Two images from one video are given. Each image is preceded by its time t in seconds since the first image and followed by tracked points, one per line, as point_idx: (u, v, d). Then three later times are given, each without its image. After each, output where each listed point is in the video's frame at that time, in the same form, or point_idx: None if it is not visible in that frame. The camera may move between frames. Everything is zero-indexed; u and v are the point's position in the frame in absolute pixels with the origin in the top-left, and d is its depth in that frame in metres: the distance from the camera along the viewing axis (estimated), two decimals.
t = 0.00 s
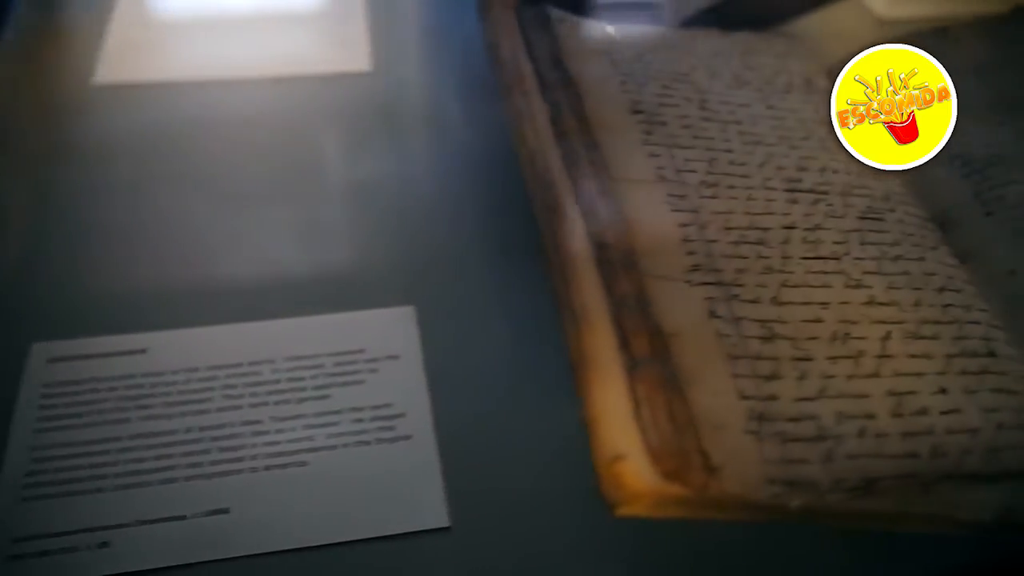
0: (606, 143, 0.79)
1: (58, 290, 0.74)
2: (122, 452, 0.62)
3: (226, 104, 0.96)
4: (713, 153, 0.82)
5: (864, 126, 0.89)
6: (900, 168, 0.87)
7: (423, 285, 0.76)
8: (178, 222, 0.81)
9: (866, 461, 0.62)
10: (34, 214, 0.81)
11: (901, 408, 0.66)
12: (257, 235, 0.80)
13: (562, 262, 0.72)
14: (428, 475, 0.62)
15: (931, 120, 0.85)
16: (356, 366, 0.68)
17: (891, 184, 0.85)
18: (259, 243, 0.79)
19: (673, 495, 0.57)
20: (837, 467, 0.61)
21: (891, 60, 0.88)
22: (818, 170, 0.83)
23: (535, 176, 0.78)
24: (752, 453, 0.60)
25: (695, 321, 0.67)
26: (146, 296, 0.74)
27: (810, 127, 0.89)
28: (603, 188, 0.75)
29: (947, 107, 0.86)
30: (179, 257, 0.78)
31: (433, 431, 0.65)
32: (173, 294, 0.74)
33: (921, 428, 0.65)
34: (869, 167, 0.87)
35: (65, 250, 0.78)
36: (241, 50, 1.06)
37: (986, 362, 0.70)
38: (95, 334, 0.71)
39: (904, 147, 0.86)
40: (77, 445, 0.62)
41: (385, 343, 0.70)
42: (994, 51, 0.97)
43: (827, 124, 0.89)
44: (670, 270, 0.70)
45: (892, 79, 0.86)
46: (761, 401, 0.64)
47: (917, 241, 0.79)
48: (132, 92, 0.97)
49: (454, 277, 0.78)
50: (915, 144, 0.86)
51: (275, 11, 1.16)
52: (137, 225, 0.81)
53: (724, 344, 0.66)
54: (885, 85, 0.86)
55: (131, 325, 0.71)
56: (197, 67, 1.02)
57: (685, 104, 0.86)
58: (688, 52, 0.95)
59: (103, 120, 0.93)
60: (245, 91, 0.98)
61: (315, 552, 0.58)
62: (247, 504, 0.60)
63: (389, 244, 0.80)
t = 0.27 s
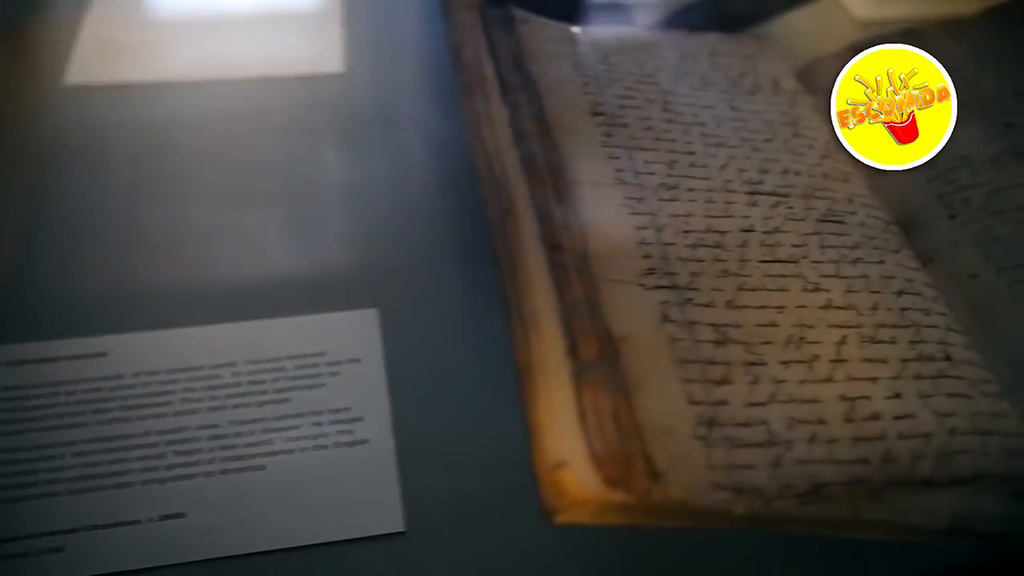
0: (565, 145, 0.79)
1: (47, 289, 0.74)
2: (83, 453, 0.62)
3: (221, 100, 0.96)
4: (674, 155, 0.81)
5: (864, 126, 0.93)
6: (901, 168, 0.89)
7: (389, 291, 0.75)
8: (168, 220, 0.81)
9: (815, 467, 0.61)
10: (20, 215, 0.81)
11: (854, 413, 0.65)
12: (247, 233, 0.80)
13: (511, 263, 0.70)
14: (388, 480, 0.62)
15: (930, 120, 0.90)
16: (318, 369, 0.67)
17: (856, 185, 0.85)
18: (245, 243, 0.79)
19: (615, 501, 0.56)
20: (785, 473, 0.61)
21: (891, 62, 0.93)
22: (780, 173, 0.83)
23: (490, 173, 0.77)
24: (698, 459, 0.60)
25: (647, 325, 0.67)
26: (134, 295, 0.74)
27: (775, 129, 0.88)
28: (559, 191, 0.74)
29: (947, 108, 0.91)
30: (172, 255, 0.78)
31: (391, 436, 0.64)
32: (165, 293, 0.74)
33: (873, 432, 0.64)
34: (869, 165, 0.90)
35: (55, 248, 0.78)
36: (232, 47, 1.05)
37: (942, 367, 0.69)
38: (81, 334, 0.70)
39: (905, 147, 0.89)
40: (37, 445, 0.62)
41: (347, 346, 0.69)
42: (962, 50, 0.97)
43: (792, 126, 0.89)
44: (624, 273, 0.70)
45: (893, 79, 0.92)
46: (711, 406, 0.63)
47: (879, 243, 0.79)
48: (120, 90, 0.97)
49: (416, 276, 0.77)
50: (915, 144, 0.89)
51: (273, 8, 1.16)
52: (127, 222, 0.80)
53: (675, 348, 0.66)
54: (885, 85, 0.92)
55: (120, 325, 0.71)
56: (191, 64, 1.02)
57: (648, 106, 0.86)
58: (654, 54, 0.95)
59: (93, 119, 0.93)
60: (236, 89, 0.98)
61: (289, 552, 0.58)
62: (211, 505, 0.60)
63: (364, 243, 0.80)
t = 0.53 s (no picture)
0: (520, 148, 0.79)
1: (42, 292, 0.75)
2: (47, 456, 0.62)
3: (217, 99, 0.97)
4: (632, 157, 0.81)
5: (863, 126, 0.91)
6: (900, 168, 0.88)
7: (355, 294, 0.77)
8: (164, 221, 0.82)
9: (758, 474, 0.61)
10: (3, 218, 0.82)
11: (800, 419, 0.65)
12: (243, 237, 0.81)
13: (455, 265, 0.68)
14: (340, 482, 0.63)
15: (931, 119, 0.90)
16: (274, 372, 0.68)
17: (816, 187, 0.84)
18: (235, 248, 0.80)
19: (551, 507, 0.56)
20: (728, 480, 0.60)
21: (891, 62, 0.93)
22: (738, 175, 0.82)
23: (439, 172, 0.75)
24: (638, 465, 0.59)
25: (594, 330, 0.66)
26: (131, 296, 0.75)
27: (736, 131, 0.87)
28: (510, 194, 0.74)
29: (947, 107, 0.91)
30: (173, 256, 0.79)
31: (345, 439, 0.65)
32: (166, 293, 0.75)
33: (819, 438, 0.64)
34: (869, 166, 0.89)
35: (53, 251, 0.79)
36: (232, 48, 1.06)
37: (894, 372, 0.69)
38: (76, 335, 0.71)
39: (904, 147, 0.89)
40: (0, 447, 0.63)
41: (305, 350, 0.70)
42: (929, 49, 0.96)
43: (753, 128, 0.89)
44: (573, 277, 0.69)
45: (893, 79, 0.92)
46: (655, 411, 0.63)
47: (836, 246, 0.78)
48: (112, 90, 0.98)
49: (379, 285, 0.78)
50: (915, 144, 0.89)
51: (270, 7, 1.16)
52: (122, 225, 0.82)
53: (621, 353, 0.65)
54: (885, 85, 0.92)
55: (116, 325, 0.72)
56: (190, 65, 1.02)
57: (607, 107, 0.86)
58: (617, 54, 0.94)
59: (88, 121, 0.93)
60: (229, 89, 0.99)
61: (249, 555, 0.59)
62: (170, 506, 0.61)
63: (345, 249, 0.81)
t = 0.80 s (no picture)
0: (483, 150, 0.78)
1: (38, 290, 0.74)
2: (8, 459, 0.62)
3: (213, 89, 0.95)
4: (597, 159, 0.80)
5: (864, 126, 0.91)
6: (900, 168, 0.88)
7: (323, 293, 0.76)
8: (161, 215, 0.81)
9: (711, 479, 0.60)
10: None
11: (757, 423, 0.64)
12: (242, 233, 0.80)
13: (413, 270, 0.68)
14: (308, 481, 0.63)
15: (931, 120, 0.89)
16: (239, 375, 0.68)
17: (784, 189, 0.84)
18: (231, 247, 0.79)
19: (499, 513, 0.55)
20: (681, 484, 0.60)
21: (891, 61, 0.92)
22: (704, 177, 0.82)
23: (402, 176, 0.75)
24: (590, 470, 0.59)
25: (550, 333, 0.66)
26: (130, 296, 0.74)
27: (704, 132, 0.87)
28: (471, 197, 0.74)
29: (947, 107, 0.89)
30: (172, 256, 0.78)
31: (308, 442, 0.65)
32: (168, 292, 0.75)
33: (775, 443, 0.63)
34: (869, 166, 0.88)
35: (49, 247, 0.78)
36: (223, 34, 1.04)
37: (854, 376, 0.69)
38: (72, 334, 0.71)
39: (904, 147, 0.88)
40: None
41: (272, 352, 0.70)
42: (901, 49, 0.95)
43: (722, 129, 0.88)
44: (531, 281, 0.69)
45: (892, 79, 0.91)
46: (609, 415, 0.62)
47: (801, 249, 0.78)
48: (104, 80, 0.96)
49: (355, 282, 0.77)
50: (915, 144, 0.88)
51: None
52: (115, 220, 0.81)
53: (577, 357, 0.65)
54: (885, 85, 0.91)
55: (115, 324, 0.71)
56: (187, 56, 1.00)
57: (574, 108, 0.85)
58: (588, 54, 0.94)
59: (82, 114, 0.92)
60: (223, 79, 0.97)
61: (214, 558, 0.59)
62: (150, 508, 0.61)
63: (346, 249, 0.79)
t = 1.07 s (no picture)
0: (440, 153, 0.78)
1: (36, 291, 0.71)
2: None
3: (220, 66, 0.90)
4: (555, 162, 0.80)
5: (863, 126, 0.90)
6: (900, 168, 0.87)
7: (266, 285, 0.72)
8: (160, 201, 0.78)
9: (656, 485, 0.60)
10: None
11: (705, 428, 0.64)
12: (248, 224, 0.77)
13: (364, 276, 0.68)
14: (268, 486, 0.60)
15: (931, 120, 0.87)
16: (199, 377, 0.65)
17: (746, 192, 0.83)
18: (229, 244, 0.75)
19: (434, 520, 0.56)
20: (625, 490, 0.59)
21: (892, 61, 0.91)
22: (664, 180, 0.81)
23: (357, 180, 0.75)
24: (532, 475, 0.59)
25: (498, 337, 0.65)
26: (131, 296, 0.70)
27: (666, 134, 0.86)
28: (425, 200, 0.73)
29: (947, 107, 0.88)
30: (163, 252, 0.74)
31: (266, 446, 0.62)
32: (170, 289, 0.71)
33: (722, 449, 0.63)
34: (869, 166, 0.87)
35: (46, 237, 0.74)
36: (223, 3, 1.00)
37: (806, 381, 0.68)
38: (71, 335, 0.67)
39: (904, 147, 0.87)
40: None
41: (233, 353, 0.67)
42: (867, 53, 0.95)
43: (685, 131, 0.88)
44: (482, 284, 0.68)
45: (892, 79, 0.89)
46: (554, 421, 0.62)
47: (759, 253, 0.77)
48: (101, 52, 0.92)
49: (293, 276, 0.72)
50: (915, 144, 0.87)
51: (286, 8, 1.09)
52: (115, 216, 0.76)
53: (525, 362, 0.64)
54: (885, 84, 0.89)
55: (115, 324, 0.68)
56: (183, 56, 0.92)
57: (535, 111, 0.85)
58: (553, 56, 0.93)
59: (79, 96, 0.87)
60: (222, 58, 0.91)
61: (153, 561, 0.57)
62: (106, 515, 0.58)
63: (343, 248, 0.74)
